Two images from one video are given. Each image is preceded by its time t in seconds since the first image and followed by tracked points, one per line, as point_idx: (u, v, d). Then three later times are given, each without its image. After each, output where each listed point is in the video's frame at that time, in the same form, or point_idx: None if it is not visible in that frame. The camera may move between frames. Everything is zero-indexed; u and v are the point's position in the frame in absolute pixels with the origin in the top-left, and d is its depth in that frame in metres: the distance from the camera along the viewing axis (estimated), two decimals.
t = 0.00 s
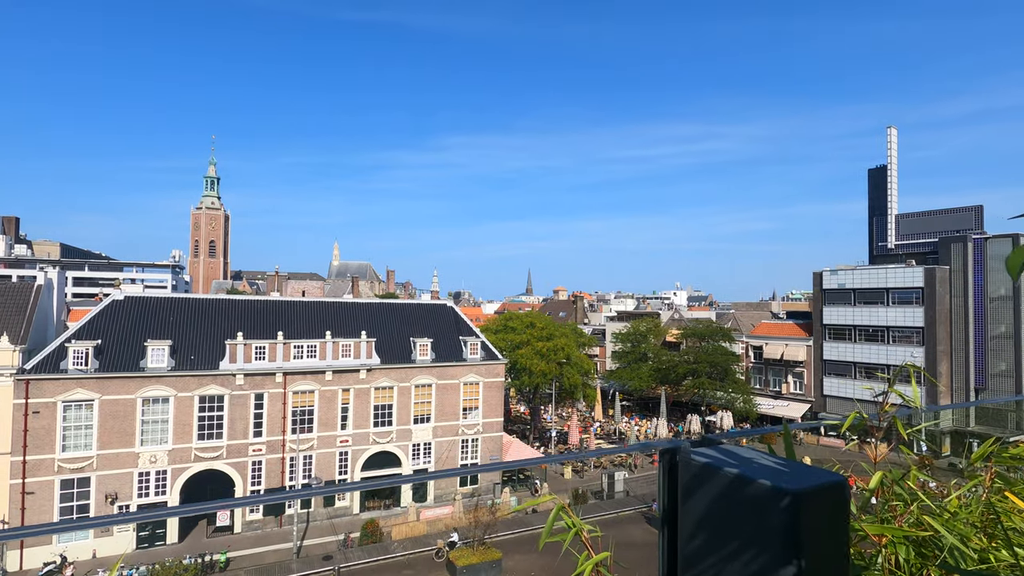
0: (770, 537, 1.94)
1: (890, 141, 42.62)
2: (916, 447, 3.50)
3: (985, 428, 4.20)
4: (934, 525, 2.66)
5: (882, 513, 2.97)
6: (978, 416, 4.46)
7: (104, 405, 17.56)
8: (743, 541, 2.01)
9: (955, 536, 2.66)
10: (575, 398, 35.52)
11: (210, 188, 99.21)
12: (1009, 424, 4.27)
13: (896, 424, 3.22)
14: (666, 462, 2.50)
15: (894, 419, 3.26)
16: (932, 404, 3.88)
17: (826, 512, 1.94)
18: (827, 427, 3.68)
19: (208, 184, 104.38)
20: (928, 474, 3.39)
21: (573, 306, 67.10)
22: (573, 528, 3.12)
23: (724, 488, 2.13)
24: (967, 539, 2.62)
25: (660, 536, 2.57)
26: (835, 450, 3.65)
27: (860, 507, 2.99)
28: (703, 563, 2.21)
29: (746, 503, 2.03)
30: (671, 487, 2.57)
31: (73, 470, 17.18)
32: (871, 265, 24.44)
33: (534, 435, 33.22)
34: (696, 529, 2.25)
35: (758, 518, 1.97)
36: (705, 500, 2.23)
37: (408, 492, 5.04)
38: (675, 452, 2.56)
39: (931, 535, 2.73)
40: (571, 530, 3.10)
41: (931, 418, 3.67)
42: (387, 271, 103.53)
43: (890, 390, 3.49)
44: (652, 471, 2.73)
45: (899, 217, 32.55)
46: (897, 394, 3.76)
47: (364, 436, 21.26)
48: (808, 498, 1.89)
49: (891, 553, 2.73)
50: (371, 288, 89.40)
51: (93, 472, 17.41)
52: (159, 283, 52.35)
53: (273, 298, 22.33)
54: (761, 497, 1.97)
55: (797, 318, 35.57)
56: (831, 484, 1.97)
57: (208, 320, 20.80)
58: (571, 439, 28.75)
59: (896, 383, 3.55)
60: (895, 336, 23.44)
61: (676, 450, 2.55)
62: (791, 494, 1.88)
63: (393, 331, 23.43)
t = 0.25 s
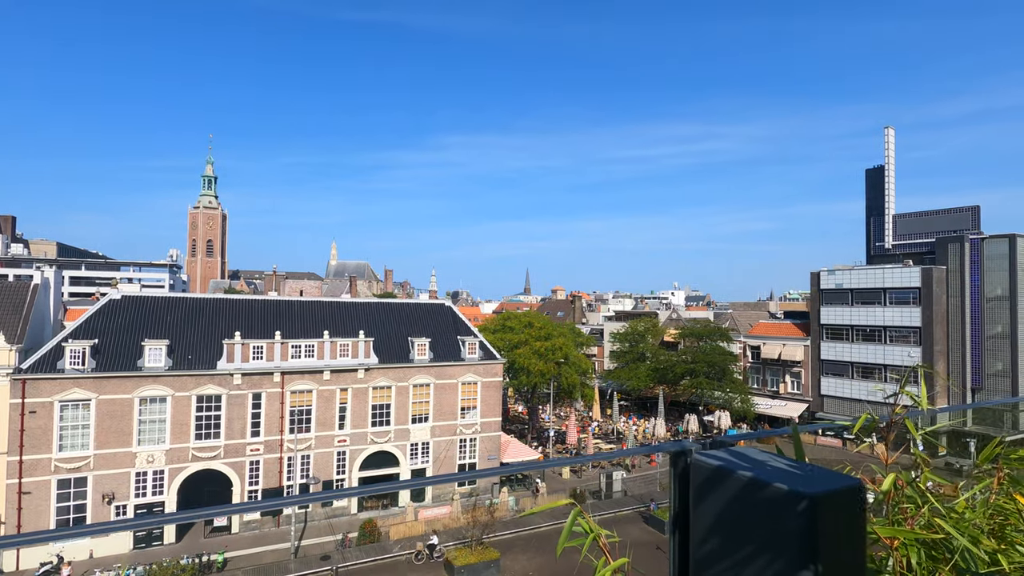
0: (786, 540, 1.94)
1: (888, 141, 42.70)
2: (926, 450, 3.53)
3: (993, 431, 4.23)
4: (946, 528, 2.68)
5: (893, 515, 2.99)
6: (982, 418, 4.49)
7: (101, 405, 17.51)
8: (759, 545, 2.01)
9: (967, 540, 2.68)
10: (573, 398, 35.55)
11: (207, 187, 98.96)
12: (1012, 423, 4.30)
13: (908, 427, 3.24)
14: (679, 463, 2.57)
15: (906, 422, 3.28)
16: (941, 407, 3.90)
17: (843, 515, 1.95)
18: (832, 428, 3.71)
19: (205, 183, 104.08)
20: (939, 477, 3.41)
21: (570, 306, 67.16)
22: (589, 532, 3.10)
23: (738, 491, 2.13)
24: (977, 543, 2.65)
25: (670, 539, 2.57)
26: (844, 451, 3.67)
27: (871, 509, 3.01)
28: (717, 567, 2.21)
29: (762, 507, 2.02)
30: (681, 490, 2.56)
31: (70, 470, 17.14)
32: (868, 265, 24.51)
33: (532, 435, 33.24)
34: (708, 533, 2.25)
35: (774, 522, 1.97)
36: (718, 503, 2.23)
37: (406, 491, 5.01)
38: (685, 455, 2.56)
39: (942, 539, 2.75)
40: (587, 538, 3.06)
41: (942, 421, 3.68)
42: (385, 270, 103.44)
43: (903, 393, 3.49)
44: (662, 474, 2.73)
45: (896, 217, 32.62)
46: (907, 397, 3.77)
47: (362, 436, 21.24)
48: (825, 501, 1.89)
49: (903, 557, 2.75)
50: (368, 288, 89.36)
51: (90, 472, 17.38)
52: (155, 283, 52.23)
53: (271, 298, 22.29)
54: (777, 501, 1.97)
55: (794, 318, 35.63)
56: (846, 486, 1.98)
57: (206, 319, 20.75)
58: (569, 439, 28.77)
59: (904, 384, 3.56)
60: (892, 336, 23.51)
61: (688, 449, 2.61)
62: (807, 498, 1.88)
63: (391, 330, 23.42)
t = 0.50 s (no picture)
0: (799, 540, 1.93)
1: (888, 141, 42.70)
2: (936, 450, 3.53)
3: (999, 431, 4.24)
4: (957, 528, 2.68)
5: (904, 515, 2.99)
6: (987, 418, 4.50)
7: (101, 405, 17.52)
8: (771, 545, 2.00)
9: (978, 540, 2.69)
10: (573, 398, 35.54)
11: (207, 188, 98.98)
12: (1014, 422, 4.33)
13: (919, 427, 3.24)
14: (685, 463, 2.56)
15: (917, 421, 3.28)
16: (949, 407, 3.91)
17: (856, 514, 1.94)
18: (833, 427, 3.71)
19: (205, 183, 104.11)
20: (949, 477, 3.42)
21: (570, 306, 67.19)
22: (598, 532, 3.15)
23: (749, 490, 2.12)
24: (989, 543, 2.66)
25: (678, 539, 2.57)
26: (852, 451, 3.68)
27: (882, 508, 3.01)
28: (727, 568, 2.20)
29: (774, 506, 2.02)
30: (690, 489, 2.55)
31: (70, 470, 17.14)
32: (868, 265, 24.51)
33: (532, 435, 33.25)
34: (719, 532, 2.24)
35: (786, 521, 1.96)
36: (728, 502, 2.22)
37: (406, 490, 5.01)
38: (694, 453, 2.54)
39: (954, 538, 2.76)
40: (597, 536, 3.12)
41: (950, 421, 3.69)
42: (385, 271, 103.46)
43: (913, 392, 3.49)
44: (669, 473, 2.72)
45: (896, 217, 32.61)
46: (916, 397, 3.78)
47: (362, 436, 21.25)
48: (838, 500, 1.88)
49: (914, 557, 2.76)
50: (368, 288, 89.37)
51: (90, 472, 17.38)
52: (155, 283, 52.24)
53: (272, 298, 22.28)
54: (789, 501, 1.95)
55: (794, 317, 35.61)
56: (858, 485, 1.97)
57: (206, 320, 20.75)
58: (569, 439, 28.77)
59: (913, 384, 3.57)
60: (892, 336, 23.49)
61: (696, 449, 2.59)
62: (820, 497, 1.87)
63: (392, 330, 23.43)
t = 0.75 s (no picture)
0: (820, 530, 1.93)
1: (892, 140, 42.54)
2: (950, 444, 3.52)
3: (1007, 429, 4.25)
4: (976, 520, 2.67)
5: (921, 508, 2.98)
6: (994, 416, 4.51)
7: (106, 404, 17.58)
8: (791, 534, 2.00)
9: (996, 532, 2.68)
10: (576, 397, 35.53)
11: (210, 188, 99.24)
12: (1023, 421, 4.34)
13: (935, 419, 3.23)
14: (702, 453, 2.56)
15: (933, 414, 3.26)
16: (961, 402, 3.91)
17: (877, 502, 1.93)
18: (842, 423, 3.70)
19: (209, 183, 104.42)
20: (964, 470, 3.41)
21: (573, 306, 67.22)
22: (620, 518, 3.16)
23: (767, 479, 2.12)
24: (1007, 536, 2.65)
25: (693, 531, 2.56)
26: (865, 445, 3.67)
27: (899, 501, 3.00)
28: (745, 559, 2.20)
29: (794, 495, 2.01)
30: (705, 481, 2.55)
31: (75, 469, 17.23)
32: (873, 264, 24.43)
33: (535, 435, 33.28)
34: (736, 522, 2.24)
35: (806, 510, 1.96)
36: (746, 492, 2.22)
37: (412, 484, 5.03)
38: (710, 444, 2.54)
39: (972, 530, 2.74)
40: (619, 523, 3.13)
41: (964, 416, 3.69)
42: (388, 271, 103.62)
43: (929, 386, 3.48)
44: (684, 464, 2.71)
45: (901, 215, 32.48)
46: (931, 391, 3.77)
47: (366, 435, 21.29)
48: (860, 489, 1.88)
49: (932, 549, 2.74)
50: (371, 287, 89.59)
51: (95, 471, 17.46)
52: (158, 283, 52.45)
53: (276, 297, 22.33)
54: (810, 489, 1.95)
55: (798, 317, 35.51)
56: (879, 474, 1.96)
57: (210, 319, 20.81)
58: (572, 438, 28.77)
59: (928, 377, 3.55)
60: (897, 335, 23.41)
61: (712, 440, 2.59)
62: (842, 485, 1.87)
63: (395, 330, 23.45)
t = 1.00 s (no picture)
0: (833, 526, 1.90)
1: (916, 134, 41.62)
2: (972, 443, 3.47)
3: None
4: (999, 520, 2.61)
5: (943, 507, 2.93)
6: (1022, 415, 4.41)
7: (130, 401, 17.97)
8: (804, 530, 1.97)
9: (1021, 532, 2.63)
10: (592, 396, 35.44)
11: (230, 188, 100.89)
12: None
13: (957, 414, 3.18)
14: (714, 447, 2.56)
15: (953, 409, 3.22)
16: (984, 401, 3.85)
17: (894, 498, 1.90)
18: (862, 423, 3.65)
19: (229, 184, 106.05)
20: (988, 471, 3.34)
21: (589, 305, 67.05)
22: (627, 510, 3.19)
23: (781, 474, 2.08)
24: None
25: (705, 527, 2.54)
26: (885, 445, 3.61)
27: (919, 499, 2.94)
28: (757, 555, 2.18)
29: (808, 491, 1.98)
30: (718, 475, 2.53)
31: (101, 463, 17.64)
32: (895, 261, 23.97)
33: (551, 433, 33.26)
34: (747, 518, 2.22)
35: (820, 505, 1.94)
36: (758, 487, 2.19)
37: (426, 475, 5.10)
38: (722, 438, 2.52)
39: (995, 530, 2.70)
40: (627, 515, 3.16)
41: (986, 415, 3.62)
42: (404, 270, 104.32)
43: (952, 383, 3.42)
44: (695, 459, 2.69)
45: (925, 212, 31.79)
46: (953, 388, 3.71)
47: (382, 432, 21.47)
48: (875, 483, 1.85)
49: (953, 549, 2.69)
50: (387, 286, 90.40)
51: (120, 466, 17.86)
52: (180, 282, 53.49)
53: (293, 296, 22.61)
54: (823, 484, 1.93)
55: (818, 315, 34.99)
56: (897, 470, 1.93)
57: (230, 317, 21.15)
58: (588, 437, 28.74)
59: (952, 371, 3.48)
60: (921, 333, 22.93)
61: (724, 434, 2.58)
62: (857, 480, 1.84)
63: (411, 328, 23.60)
